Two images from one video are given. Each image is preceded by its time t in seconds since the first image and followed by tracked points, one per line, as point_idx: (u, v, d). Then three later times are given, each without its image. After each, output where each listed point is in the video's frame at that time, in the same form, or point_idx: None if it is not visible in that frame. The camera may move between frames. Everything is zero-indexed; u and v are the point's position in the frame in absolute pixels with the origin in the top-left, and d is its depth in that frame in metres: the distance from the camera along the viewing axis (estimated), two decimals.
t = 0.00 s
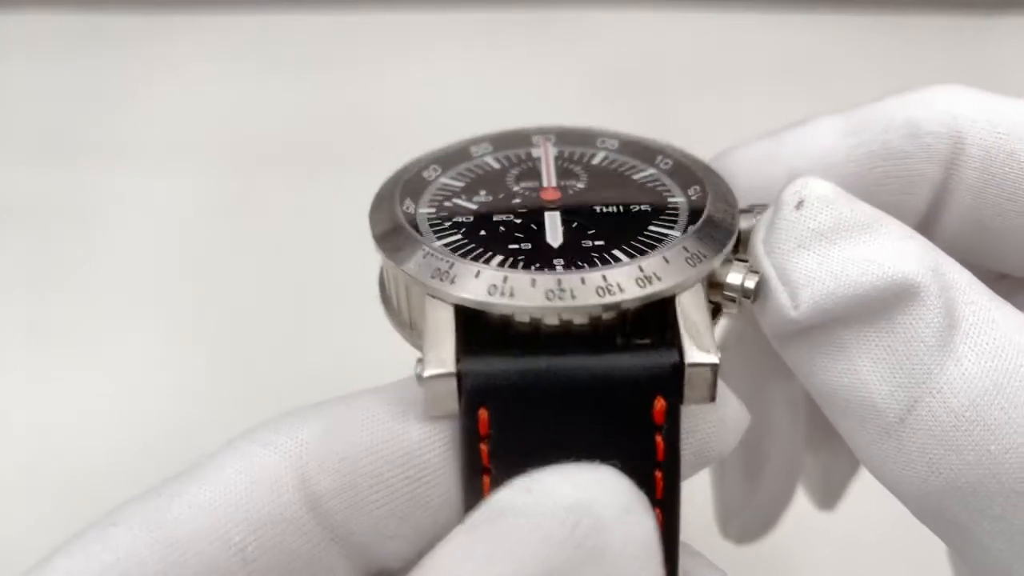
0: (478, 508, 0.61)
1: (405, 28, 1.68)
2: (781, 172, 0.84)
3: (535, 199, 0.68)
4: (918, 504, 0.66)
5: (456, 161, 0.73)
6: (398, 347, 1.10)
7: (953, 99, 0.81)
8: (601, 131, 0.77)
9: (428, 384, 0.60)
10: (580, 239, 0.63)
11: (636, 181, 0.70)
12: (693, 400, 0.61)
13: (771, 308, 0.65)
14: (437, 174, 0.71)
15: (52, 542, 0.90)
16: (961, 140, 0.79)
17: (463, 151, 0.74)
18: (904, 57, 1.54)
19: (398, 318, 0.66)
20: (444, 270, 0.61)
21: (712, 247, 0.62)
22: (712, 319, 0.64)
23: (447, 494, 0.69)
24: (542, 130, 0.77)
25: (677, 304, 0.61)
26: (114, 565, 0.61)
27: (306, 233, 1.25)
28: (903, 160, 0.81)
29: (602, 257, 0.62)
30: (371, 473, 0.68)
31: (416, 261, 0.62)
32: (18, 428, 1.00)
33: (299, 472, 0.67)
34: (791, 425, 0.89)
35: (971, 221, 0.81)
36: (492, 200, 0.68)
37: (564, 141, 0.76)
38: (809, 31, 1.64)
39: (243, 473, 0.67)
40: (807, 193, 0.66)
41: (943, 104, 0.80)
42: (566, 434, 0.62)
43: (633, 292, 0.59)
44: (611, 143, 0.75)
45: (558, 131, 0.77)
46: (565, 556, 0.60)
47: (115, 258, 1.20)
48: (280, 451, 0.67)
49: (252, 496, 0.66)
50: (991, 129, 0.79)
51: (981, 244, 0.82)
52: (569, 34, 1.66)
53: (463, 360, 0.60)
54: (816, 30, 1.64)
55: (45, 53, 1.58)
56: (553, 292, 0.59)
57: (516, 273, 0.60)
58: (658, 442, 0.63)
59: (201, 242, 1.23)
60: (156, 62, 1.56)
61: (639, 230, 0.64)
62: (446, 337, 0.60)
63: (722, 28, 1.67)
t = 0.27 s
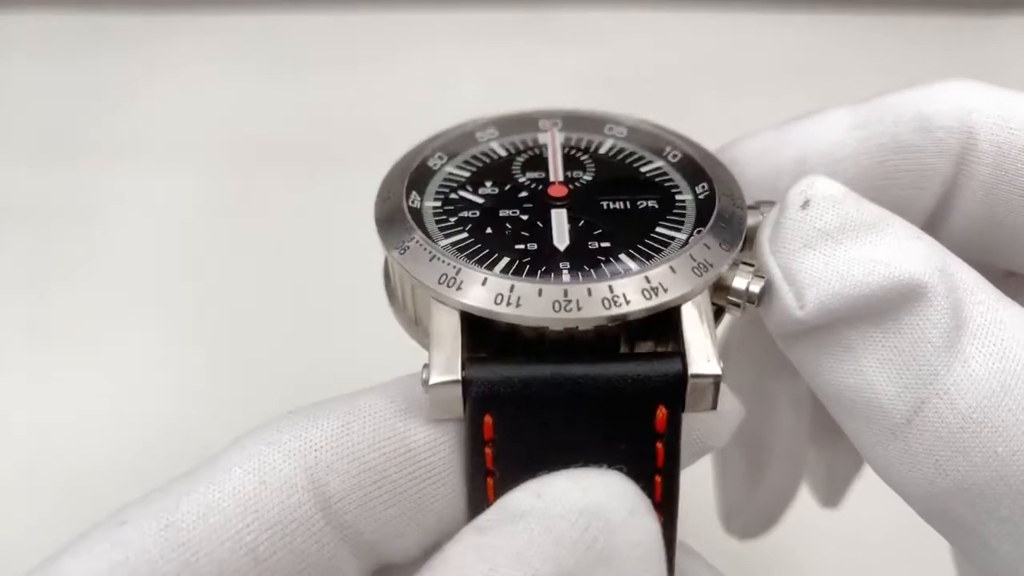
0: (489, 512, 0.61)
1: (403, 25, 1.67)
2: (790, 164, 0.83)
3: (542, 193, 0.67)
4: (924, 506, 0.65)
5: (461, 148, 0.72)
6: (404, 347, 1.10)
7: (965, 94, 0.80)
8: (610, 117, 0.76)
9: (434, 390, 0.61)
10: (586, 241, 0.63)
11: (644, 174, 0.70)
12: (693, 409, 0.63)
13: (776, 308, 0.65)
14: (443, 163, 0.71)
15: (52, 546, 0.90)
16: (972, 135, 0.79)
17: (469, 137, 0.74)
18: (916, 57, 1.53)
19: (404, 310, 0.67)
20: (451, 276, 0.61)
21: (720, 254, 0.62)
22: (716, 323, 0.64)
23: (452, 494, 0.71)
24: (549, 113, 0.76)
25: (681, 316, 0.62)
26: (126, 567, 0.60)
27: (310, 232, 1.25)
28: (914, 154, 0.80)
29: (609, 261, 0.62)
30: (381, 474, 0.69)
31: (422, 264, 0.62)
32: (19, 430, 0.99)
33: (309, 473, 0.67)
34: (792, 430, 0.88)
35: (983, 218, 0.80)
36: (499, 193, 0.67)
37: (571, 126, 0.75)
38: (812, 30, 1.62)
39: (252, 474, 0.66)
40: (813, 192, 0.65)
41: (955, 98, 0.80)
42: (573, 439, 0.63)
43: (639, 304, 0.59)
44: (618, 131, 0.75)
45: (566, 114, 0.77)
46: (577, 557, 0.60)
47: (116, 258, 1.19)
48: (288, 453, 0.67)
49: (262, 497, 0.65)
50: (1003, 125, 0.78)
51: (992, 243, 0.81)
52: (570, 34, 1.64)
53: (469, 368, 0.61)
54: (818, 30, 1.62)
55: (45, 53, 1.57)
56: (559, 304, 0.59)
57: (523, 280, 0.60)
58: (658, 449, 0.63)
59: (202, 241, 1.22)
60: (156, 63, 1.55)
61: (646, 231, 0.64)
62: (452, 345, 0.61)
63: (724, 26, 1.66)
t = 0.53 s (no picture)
0: (495, 512, 0.62)
1: None
2: (807, 151, 0.81)
3: (554, 191, 0.67)
4: (938, 508, 0.64)
5: (474, 134, 0.71)
6: (413, 348, 1.07)
7: (986, 88, 0.80)
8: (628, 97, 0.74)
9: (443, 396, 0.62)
10: (597, 245, 0.64)
11: (658, 168, 0.69)
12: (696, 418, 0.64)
13: (789, 307, 0.64)
14: (455, 151, 0.70)
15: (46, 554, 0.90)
16: (993, 130, 0.78)
17: (481, 122, 0.72)
18: (951, 41, 1.39)
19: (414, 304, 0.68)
20: (461, 284, 0.61)
21: (730, 265, 0.63)
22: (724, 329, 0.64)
23: (462, 498, 0.71)
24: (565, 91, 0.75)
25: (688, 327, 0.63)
26: (143, 563, 0.61)
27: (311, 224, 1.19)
28: (933, 146, 0.80)
29: (619, 269, 0.63)
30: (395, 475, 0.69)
31: (434, 269, 0.62)
32: (15, 431, 0.98)
33: (324, 471, 0.68)
34: (802, 427, 0.88)
35: (1000, 212, 0.80)
36: (511, 187, 0.67)
37: (587, 107, 0.73)
38: None
39: (270, 471, 0.67)
40: (827, 189, 0.64)
41: (976, 92, 0.80)
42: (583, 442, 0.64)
43: (648, 318, 0.60)
44: (635, 115, 0.73)
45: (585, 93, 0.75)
46: (583, 556, 0.61)
47: (117, 257, 1.15)
48: (306, 451, 0.68)
49: (278, 494, 0.66)
50: None
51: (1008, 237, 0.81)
52: None
53: (479, 374, 0.62)
54: None
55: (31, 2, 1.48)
56: (568, 317, 0.60)
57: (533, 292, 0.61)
58: (661, 456, 0.65)
59: (202, 239, 1.17)
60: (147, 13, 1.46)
61: (657, 235, 0.64)
62: (455, 352, 0.62)
63: None
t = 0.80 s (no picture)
0: (510, 520, 0.61)
1: None
2: (823, 142, 0.82)
3: (571, 190, 0.67)
4: (961, 509, 0.63)
5: (487, 121, 0.70)
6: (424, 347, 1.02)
7: (1009, 77, 0.78)
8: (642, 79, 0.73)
9: (461, 411, 0.62)
10: (613, 252, 0.64)
11: (675, 164, 0.69)
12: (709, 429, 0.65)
13: (806, 302, 0.63)
14: (468, 142, 0.69)
15: (50, 563, 0.88)
16: (1015, 121, 0.77)
17: (494, 108, 0.71)
18: (952, 40, 1.25)
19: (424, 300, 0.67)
20: (479, 300, 0.61)
21: (749, 280, 0.63)
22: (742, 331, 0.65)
23: (477, 503, 0.72)
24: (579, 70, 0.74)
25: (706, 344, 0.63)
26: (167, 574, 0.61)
27: (320, 218, 1.10)
28: (953, 137, 0.79)
29: (637, 280, 0.63)
30: (414, 479, 0.70)
31: (451, 281, 0.62)
32: (18, 432, 0.94)
33: (343, 475, 0.68)
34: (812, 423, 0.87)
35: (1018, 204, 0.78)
36: (526, 185, 0.67)
37: (601, 92, 0.73)
38: None
39: (283, 476, 0.67)
40: (846, 182, 0.63)
41: (998, 82, 0.78)
42: (600, 455, 0.65)
43: (666, 340, 0.60)
44: (650, 102, 0.73)
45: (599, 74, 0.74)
46: (598, 563, 0.60)
47: (118, 258, 1.05)
48: (321, 454, 0.68)
49: (301, 503, 0.66)
50: None
51: None
52: None
53: (497, 387, 0.62)
54: None
55: None
56: (587, 337, 0.60)
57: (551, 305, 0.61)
58: (673, 467, 0.66)
59: (203, 241, 1.08)
60: None
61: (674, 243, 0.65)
62: (465, 355, 0.62)
63: None
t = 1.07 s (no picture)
0: (508, 512, 0.66)
1: None
2: (835, 129, 0.81)
3: (576, 184, 0.68)
4: (973, 514, 0.62)
5: (494, 106, 0.71)
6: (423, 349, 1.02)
7: None
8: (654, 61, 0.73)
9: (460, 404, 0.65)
10: (615, 251, 0.65)
11: (682, 156, 0.69)
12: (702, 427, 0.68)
13: (817, 306, 0.63)
14: (475, 129, 0.70)
15: (46, 562, 0.91)
16: None
17: (502, 91, 0.71)
18: (982, 24, 1.20)
19: (430, 289, 0.68)
20: (480, 301, 0.63)
21: (749, 287, 0.64)
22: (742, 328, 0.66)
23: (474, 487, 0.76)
24: (590, 50, 0.73)
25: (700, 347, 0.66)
26: (177, 563, 0.64)
27: (320, 218, 1.09)
28: (967, 127, 0.78)
29: (637, 282, 0.64)
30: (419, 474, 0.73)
31: (454, 280, 0.64)
32: (17, 431, 0.97)
33: (350, 470, 0.71)
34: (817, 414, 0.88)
35: None
36: (532, 176, 0.68)
37: (611, 74, 0.72)
38: None
39: (290, 468, 0.69)
40: (854, 185, 0.63)
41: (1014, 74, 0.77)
42: (597, 450, 0.69)
43: (662, 346, 0.62)
44: (661, 87, 0.72)
45: (611, 56, 0.73)
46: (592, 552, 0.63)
47: (118, 259, 1.06)
48: (327, 448, 0.71)
49: (308, 492, 0.69)
50: None
51: None
52: None
53: (494, 383, 0.66)
54: None
55: None
56: (584, 343, 0.62)
57: (550, 307, 0.63)
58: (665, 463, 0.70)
59: (204, 242, 1.07)
60: None
61: (675, 243, 0.66)
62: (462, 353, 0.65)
63: None
